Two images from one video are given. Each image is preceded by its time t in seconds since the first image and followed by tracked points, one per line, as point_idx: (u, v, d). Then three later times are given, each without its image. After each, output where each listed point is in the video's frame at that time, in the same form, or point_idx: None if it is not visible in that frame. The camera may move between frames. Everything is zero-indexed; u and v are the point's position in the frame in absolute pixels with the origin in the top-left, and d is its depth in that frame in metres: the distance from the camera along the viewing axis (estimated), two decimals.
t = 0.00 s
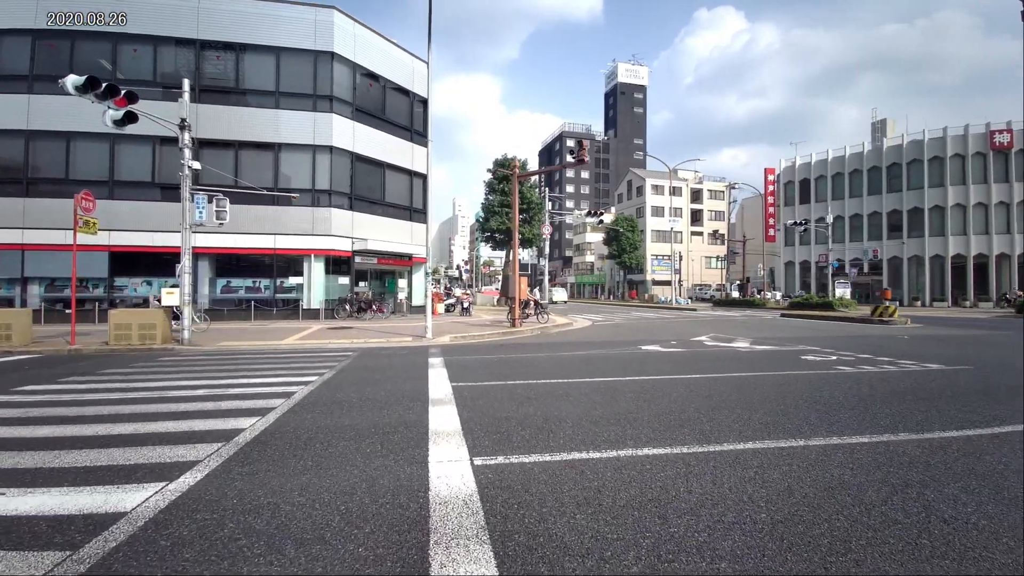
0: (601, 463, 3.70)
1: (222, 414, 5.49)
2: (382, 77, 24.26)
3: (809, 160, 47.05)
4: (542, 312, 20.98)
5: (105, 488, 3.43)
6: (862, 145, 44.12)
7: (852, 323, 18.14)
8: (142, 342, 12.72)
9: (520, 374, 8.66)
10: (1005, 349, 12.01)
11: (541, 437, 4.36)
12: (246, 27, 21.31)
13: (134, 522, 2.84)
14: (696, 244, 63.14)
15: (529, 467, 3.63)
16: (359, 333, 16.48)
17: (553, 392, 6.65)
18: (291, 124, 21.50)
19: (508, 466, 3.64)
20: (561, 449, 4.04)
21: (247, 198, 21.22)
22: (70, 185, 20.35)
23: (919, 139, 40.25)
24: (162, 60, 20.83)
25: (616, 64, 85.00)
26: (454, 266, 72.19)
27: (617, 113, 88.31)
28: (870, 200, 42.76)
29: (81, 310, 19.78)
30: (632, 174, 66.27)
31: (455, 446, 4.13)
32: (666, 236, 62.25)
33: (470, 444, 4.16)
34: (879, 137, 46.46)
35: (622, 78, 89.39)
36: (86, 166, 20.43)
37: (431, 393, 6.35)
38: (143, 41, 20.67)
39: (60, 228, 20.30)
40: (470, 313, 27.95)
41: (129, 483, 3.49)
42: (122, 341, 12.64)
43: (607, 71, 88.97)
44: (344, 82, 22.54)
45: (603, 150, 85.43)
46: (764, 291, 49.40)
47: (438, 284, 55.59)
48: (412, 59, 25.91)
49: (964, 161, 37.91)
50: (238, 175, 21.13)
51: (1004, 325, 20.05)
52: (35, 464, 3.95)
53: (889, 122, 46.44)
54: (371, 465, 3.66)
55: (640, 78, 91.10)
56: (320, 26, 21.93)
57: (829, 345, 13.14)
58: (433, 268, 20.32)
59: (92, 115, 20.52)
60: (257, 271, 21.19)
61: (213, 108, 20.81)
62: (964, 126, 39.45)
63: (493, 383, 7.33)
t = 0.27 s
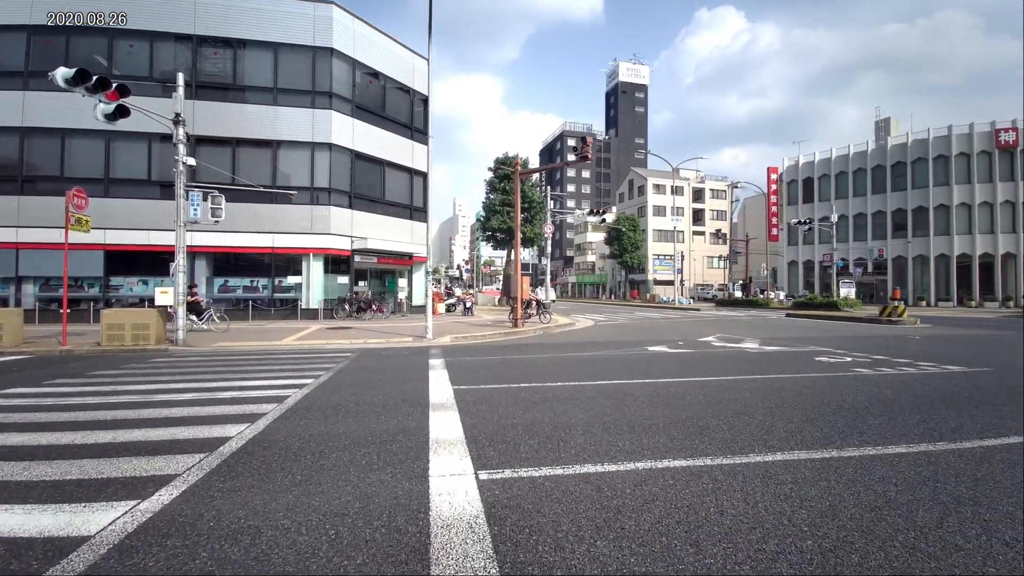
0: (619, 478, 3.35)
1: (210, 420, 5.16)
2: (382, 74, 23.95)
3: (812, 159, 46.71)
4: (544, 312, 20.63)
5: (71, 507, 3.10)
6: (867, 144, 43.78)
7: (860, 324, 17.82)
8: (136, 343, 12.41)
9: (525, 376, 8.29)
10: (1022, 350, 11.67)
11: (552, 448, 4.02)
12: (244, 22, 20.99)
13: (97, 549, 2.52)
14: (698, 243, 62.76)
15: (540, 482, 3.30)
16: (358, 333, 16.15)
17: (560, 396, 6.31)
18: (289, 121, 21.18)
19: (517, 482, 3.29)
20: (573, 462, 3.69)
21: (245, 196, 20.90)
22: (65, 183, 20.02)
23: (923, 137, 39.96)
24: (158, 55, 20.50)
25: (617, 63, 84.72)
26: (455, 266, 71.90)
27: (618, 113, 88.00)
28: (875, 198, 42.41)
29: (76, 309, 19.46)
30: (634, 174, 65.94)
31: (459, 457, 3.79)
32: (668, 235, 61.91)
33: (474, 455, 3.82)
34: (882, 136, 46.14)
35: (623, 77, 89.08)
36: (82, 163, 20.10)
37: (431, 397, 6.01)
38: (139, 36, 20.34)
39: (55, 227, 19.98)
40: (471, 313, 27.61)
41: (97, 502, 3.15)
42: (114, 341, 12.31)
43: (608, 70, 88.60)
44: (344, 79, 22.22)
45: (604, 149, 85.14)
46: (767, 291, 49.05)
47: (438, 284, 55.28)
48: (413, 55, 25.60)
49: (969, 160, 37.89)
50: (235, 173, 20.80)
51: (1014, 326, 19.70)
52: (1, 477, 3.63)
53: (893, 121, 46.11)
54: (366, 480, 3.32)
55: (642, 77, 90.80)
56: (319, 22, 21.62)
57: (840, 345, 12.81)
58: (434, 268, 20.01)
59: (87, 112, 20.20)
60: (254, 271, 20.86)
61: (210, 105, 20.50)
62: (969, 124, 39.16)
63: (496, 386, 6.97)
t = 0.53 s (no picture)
0: (643, 503, 3.02)
1: (197, 431, 4.82)
2: (382, 72, 23.62)
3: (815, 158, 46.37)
4: (547, 313, 20.30)
5: (34, 538, 2.78)
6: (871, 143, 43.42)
7: (869, 325, 17.49)
8: (129, 346, 12.09)
9: (532, 381, 7.93)
10: None
11: (565, 465, 3.69)
12: (242, 19, 20.66)
13: None
14: (700, 243, 62.37)
15: (556, 509, 2.97)
16: (357, 335, 15.82)
17: (569, 404, 5.97)
18: (288, 119, 20.86)
19: (531, 508, 2.96)
20: (589, 482, 3.36)
21: (243, 195, 20.58)
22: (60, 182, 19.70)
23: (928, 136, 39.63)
24: (155, 53, 20.17)
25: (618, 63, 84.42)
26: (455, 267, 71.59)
27: (619, 112, 87.68)
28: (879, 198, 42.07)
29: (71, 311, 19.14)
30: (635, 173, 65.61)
31: (467, 477, 3.46)
32: (670, 235, 61.58)
33: (481, 476, 3.49)
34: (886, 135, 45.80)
35: (624, 76, 88.76)
36: (77, 162, 19.77)
37: (434, 406, 5.68)
38: (135, 33, 20.01)
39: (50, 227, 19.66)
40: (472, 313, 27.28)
41: (63, 533, 2.82)
42: (107, 344, 12.00)
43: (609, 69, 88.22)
44: (343, 76, 21.90)
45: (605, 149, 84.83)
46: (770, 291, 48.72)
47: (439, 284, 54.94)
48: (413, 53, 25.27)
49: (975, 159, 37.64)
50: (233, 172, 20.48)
51: None
52: None
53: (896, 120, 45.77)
54: (362, 507, 2.99)
55: (642, 77, 90.50)
56: (318, 19, 21.29)
57: (852, 348, 12.48)
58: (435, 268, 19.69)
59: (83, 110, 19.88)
60: (251, 272, 20.54)
61: (208, 103, 20.18)
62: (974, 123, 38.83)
63: (502, 393, 6.63)
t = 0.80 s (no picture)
0: (679, 525, 2.69)
1: (184, 438, 4.50)
2: (384, 68, 23.31)
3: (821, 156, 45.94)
4: (551, 313, 19.95)
5: None
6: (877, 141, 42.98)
7: (881, 326, 17.13)
8: (125, 346, 11.77)
9: (540, 383, 7.58)
10: None
11: (586, 479, 3.36)
12: (242, 14, 20.35)
13: None
14: (703, 243, 61.93)
15: (580, 531, 2.65)
16: (359, 335, 15.52)
17: (580, 409, 5.65)
18: (288, 116, 20.57)
19: (554, 531, 2.63)
20: (615, 499, 3.04)
21: (243, 193, 20.28)
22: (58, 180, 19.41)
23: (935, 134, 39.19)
24: (153, 48, 19.87)
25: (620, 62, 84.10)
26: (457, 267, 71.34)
27: (622, 111, 87.25)
28: (885, 197, 41.63)
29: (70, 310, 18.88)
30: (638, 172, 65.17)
31: (477, 494, 3.12)
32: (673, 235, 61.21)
33: (494, 492, 3.16)
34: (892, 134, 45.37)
35: (627, 75, 88.35)
36: (74, 160, 19.48)
37: (438, 410, 5.35)
38: (133, 28, 19.71)
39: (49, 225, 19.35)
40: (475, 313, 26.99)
41: (24, 560, 2.51)
42: (102, 345, 11.69)
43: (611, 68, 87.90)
44: (344, 73, 21.60)
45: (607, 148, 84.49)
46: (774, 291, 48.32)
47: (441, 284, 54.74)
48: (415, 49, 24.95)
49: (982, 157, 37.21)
50: (232, 169, 20.17)
51: None
52: None
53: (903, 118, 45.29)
54: (363, 530, 2.66)
55: (645, 76, 90.10)
56: (319, 14, 20.98)
57: (868, 348, 12.12)
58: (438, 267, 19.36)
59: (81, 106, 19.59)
60: (251, 272, 20.24)
61: (207, 100, 19.91)
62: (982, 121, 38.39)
63: (510, 396, 6.28)
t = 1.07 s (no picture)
0: (716, 561, 2.37)
1: (168, 452, 4.17)
2: (385, 66, 23.00)
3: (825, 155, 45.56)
4: (554, 314, 19.62)
5: None
6: (882, 140, 42.60)
7: (892, 327, 16.79)
8: (118, 349, 11.48)
9: (548, 388, 7.22)
10: None
11: (606, 502, 3.04)
12: (241, 10, 20.05)
13: None
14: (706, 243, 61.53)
15: (605, 569, 2.33)
16: (359, 337, 15.22)
17: (590, 418, 5.33)
18: (287, 114, 20.27)
19: (576, 568, 2.32)
20: (640, 527, 2.72)
21: (241, 192, 19.98)
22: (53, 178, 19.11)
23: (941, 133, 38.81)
24: (150, 45, 19.56)
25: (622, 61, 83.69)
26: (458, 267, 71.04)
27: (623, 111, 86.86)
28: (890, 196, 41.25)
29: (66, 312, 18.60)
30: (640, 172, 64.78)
31: (486, 521, 2.80)
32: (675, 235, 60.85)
33: (506, 518, 2.84)
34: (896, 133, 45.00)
35: (628, 75, 87.94)
36: (70, 158, 19.18)
37: (441, 419, 5.04)
38: (130, 24, 19.40)
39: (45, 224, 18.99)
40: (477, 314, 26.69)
41: None
42: (95, 347, 11.40)
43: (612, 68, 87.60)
44: (344, 70, 21.30)
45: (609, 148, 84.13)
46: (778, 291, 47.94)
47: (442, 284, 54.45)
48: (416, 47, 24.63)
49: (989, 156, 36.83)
50: (231, 168, 19.86)
51: None
52: None
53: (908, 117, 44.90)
54: (358, 568, 2.34)
55: (647, 75, 89.71)
56: (319, 11, 20.66)
57: (882, 350, 11.78)
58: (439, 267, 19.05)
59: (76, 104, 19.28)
60: (250, 272, 19.95)
61: (205, 98, 19.61)
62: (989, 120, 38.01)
63: (516, 403, 5.94)
